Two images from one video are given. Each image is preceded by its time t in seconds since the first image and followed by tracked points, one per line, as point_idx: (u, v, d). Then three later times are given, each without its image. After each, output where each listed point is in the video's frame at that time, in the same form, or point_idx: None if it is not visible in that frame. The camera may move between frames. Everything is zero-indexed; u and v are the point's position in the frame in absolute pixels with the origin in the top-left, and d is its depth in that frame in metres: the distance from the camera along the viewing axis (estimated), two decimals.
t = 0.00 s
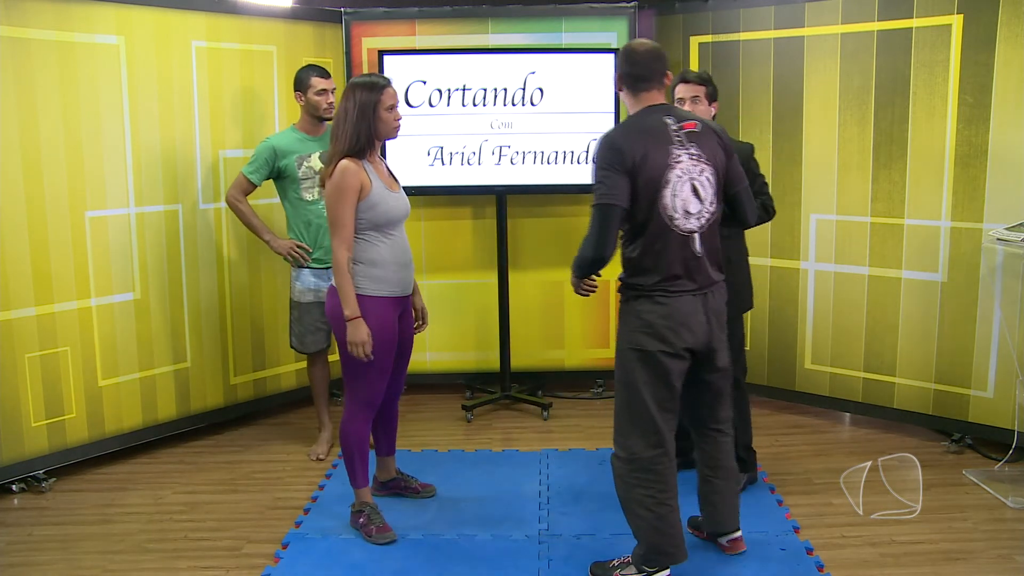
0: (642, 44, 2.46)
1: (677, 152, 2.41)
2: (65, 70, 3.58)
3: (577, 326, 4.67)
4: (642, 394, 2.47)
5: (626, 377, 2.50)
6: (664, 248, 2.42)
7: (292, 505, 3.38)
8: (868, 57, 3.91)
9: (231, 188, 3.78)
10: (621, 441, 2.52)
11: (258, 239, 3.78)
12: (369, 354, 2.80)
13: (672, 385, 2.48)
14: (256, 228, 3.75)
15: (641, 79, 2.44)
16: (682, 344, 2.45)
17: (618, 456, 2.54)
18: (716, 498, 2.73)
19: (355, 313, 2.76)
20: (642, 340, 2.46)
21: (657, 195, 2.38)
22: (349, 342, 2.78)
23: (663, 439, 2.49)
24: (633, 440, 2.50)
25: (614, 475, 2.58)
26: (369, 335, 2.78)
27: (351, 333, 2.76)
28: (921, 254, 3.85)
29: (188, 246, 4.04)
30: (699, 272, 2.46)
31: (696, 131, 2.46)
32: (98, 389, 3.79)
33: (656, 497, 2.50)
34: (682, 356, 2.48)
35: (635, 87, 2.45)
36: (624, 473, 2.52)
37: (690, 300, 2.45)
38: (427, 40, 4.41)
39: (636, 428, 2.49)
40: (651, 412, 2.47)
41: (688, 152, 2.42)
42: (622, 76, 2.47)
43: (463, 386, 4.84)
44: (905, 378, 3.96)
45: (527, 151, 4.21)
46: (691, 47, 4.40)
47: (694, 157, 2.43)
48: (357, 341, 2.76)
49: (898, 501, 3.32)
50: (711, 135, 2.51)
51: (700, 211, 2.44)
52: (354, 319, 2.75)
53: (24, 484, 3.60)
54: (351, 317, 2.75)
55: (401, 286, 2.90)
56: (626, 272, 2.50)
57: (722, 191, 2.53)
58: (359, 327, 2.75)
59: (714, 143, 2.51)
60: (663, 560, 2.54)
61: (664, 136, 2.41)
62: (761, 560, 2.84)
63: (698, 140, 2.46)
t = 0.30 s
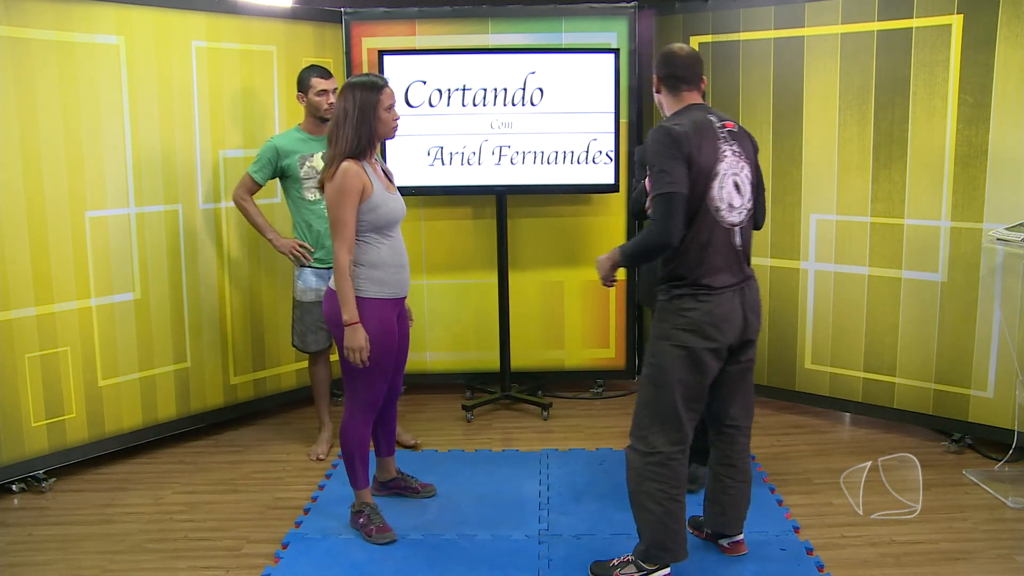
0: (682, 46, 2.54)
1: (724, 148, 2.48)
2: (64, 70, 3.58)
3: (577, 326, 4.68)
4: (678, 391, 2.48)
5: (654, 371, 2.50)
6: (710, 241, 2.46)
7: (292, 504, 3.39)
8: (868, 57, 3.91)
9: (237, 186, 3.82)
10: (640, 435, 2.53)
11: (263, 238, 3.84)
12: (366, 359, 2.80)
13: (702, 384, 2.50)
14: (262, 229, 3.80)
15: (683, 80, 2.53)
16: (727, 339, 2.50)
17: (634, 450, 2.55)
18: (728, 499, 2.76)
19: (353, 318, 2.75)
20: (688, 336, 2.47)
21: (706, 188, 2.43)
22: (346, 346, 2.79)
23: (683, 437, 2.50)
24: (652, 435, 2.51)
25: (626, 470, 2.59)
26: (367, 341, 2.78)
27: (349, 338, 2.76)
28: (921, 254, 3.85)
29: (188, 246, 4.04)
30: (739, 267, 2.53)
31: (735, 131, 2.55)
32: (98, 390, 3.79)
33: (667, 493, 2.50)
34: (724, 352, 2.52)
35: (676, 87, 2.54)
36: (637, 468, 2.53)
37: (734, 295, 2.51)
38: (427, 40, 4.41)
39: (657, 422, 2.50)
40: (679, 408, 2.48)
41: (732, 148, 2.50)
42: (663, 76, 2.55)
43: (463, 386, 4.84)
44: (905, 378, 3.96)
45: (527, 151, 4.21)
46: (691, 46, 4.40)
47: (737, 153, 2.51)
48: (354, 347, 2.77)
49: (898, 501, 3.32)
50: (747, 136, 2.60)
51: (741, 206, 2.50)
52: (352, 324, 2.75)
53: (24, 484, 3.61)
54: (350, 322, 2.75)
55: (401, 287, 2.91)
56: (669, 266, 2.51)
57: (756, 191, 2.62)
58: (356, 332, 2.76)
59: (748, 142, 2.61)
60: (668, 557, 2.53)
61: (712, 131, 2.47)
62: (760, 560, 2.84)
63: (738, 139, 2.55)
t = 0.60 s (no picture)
0: (692, 50, 2.60)
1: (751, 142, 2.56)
2: (64, 70, 3.58)
3: (577, 326, 4.67)
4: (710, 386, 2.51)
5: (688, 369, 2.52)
6: (745, 232, 2.50)
7: (292, 505, 3.39)
8: (868, 57, 3.91)
9: (257, 183, 3.82)
10: (667, 434, 2.55)
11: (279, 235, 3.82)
12: (360, 362, 2.80)
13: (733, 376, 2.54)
14: (276, 224, 3.78)
15: (696, 81, 2.57)
16: (759, 330, 2.55)
17: (659, 446, 2.57)
18: (736, 498, 2.76)
19: (349, 322, 2.75)
20: (725, 330, 2.49)
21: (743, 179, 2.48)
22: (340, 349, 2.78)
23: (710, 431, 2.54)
24: (681, 432, 2.53)
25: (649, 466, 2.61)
26: (361, 343, 2.78)
27: (343, 341, 2.76)
28: (921, 254, 3.85)
29: (188, 246, 4.04)
30: (764, 260, 2.59)
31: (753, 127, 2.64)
32: (98, 389, 3.79)
33: (697, 488, 2.55)
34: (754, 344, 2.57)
35: (691, 88, 2.58)
36: (665, 464, 2.56)
37: (762, 288, 2.56)
38: (427, 40, 4.40)
39: (686, 419, 2.52)
40: (710, 403, 2.51)
41: (756, 143, 2.59)
42: (676, 79, 2.59)
43: (463, 386, 4.84)
44: (905, 378, 3.96)
45: (527, 151, 4.21)
46: (691, 46, 4.40)
47: (760, 148, 2.60)
48: (348, 350, 2.76)
49: (898, 501, 3.32)
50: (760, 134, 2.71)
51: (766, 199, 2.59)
52: (347, 327, 2.75)
53: (24, 484, 3.61)
54: (344, 326, 2.75)
55: (399, 289, 2.91)
56: (700, 261, 2.51)
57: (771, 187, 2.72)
58: (351, 336, 2.75)
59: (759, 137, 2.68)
60: (705, 550, 2.59)
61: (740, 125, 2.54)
62: (761, 560, 2.84)
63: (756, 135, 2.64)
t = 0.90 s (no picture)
0: (691, 53, 2.62)
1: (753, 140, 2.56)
2: (64, 70, 3.58)
3: (577, 326, 4.67)
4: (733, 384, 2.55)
5: (710, 372, 2.56)
6: (752, 231, 2.51)
7: (292, 505, 3.39)
8: (868, 57, 3.91)
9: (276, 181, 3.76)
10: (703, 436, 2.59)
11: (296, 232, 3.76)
12: (367, 360, 2.80)
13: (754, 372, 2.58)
14: (297, 224, 3.72)
15: (697, 80, 2.58)
16: (772, 327, 2.57)
17: (699, 452, 2.60)
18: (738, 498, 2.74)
19: (355, 320, 2.75)
20: (742, 331, 2.52)
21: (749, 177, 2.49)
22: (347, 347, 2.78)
23: (743, 425, 2.59)
24: (718, 433, 2.58)
25: (692, 474, 2.64)
26: (368, 341, 2.78)
27: (350, 340, 2.76)
28: (921, 254, 3.85)
29: (188, 246, 4.04)
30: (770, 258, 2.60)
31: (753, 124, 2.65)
32: (98, 390, 3.79)
33: (742, 482, 2.59)
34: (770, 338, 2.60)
35: (692, 88, 2.58)
36: (709, 468, 2.59)
37: (770, 286, 2.58)
38: (427, 40, 4.40)
39: (719, 419, 2.58)
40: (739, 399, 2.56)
41: (757, 141, 2.59)
42: (677, 80, 2.60)
43: (463, 386, 4.84)
44: (905, 378, 3.96)
45: (527, 151, 4.21)
46: (691, 46, 4.40)
47: (761, 146, 2.61)
48: (356, 347, 2.76)
49: (898, 501, 3.32)
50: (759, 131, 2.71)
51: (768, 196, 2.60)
52: (354, 325, 2.75)
53: (24, 484, 3.61)
54: (351, 324, 2.75)
55: (399, 287, 2.91)
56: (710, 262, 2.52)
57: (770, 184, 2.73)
58: (358, 334, 2.75)
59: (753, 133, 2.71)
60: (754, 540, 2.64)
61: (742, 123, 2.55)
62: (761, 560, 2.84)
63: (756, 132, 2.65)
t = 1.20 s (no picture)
0: (683, 51, 2.60)
1: (752, 142, 2.53)
2: (64, 70, 3.58)
3: (577, 326, 4.67)
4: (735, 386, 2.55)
5: (712, 374, 2.55)
6: (748, 238, 2.50)
7: (292, 505, 3.39)
8: (868, 57, 3.91)
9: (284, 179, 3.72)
10: (705, 438, 2.59)
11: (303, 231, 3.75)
12: (362, 359, 2.80)
13: (755, 373, 2.58)
14: (303, 222, 3.70)
15: (692, 81, 2.57)
16: (772, 327, 2.57)
17: (701, 452, 2.61)
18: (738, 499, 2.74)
19: (351, 320, 2.75)
20: (740, 333, 2.52)
21: (744, 185, 2.47)
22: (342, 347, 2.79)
23: (747, 426, 2.59)
24: (721, 433, 2.58)
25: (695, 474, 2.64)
26: (362, 341, 2.78)
27: (345, 340, 2.76)
28: (921, 254, 3.85)
29: (188, 246, 4.04)
30: (771, 261, 2.58)
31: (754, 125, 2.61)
32: (98, 390, 3.79)
33: (746, 482, 2.59)
34: (771, 338, 2.60)
35: (688, 90, 2.58)
36: (712, 468, 2.59)
37: (772, 289, 2.56)
38: (427, 40, 4.40)
39: (721, 420, 2.58)
40: (741, 400, 2.56)
41: (757, 143, 2.56)
42: (671, 83, 2.60)
43: (463, 387, 4.84)
44: (905, 378, 3.96)
45: (527, 151, 4.22)
46: (691, 46, 4.40)
47: (761, 148, 2.57)
48: (350, 347, 2.76)
49: (898, 501, 3.32)
50: (764, 131, 2.66)
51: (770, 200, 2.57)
52: (349, 325, 2.75)
53: (24, 484, 3.61)
54: (346, 324, 2.75)
55: (396, 286, 2.91)
56: (707, 268, 2.52)
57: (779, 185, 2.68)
58: (353, 334, 2.76)
59: (763, 133, 2.66)
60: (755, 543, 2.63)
61: (739, 127, 2.52)
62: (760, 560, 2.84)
63: (758, 132, 2.61)
